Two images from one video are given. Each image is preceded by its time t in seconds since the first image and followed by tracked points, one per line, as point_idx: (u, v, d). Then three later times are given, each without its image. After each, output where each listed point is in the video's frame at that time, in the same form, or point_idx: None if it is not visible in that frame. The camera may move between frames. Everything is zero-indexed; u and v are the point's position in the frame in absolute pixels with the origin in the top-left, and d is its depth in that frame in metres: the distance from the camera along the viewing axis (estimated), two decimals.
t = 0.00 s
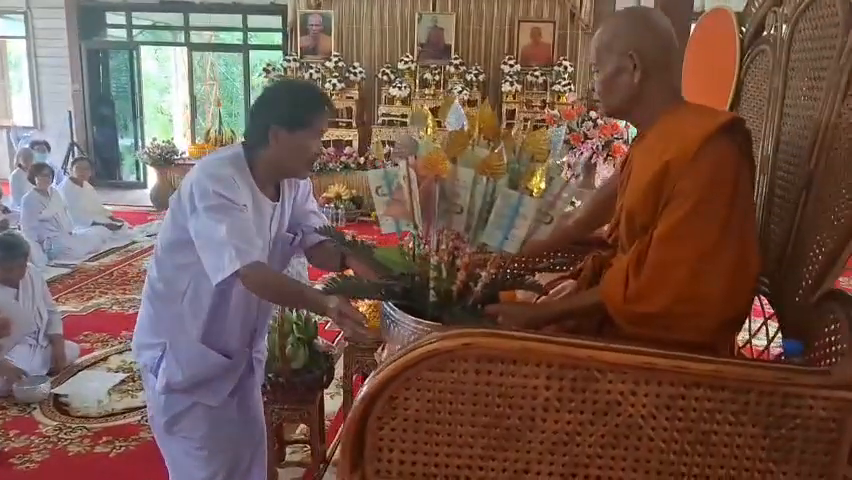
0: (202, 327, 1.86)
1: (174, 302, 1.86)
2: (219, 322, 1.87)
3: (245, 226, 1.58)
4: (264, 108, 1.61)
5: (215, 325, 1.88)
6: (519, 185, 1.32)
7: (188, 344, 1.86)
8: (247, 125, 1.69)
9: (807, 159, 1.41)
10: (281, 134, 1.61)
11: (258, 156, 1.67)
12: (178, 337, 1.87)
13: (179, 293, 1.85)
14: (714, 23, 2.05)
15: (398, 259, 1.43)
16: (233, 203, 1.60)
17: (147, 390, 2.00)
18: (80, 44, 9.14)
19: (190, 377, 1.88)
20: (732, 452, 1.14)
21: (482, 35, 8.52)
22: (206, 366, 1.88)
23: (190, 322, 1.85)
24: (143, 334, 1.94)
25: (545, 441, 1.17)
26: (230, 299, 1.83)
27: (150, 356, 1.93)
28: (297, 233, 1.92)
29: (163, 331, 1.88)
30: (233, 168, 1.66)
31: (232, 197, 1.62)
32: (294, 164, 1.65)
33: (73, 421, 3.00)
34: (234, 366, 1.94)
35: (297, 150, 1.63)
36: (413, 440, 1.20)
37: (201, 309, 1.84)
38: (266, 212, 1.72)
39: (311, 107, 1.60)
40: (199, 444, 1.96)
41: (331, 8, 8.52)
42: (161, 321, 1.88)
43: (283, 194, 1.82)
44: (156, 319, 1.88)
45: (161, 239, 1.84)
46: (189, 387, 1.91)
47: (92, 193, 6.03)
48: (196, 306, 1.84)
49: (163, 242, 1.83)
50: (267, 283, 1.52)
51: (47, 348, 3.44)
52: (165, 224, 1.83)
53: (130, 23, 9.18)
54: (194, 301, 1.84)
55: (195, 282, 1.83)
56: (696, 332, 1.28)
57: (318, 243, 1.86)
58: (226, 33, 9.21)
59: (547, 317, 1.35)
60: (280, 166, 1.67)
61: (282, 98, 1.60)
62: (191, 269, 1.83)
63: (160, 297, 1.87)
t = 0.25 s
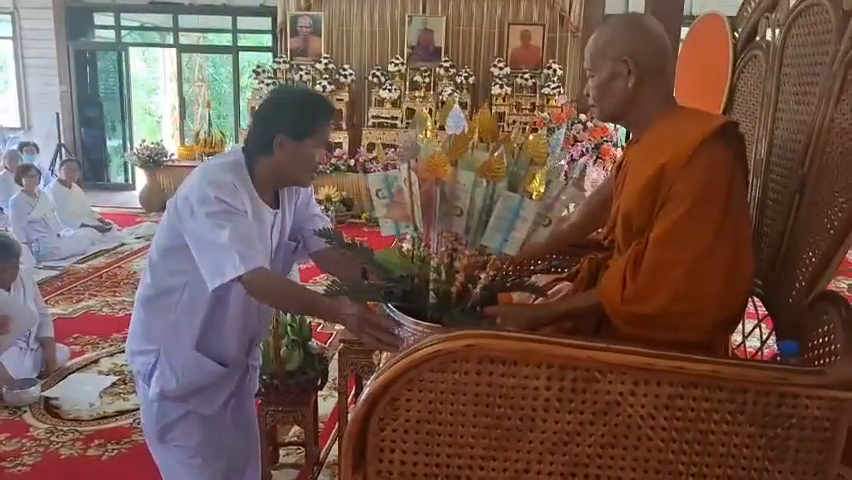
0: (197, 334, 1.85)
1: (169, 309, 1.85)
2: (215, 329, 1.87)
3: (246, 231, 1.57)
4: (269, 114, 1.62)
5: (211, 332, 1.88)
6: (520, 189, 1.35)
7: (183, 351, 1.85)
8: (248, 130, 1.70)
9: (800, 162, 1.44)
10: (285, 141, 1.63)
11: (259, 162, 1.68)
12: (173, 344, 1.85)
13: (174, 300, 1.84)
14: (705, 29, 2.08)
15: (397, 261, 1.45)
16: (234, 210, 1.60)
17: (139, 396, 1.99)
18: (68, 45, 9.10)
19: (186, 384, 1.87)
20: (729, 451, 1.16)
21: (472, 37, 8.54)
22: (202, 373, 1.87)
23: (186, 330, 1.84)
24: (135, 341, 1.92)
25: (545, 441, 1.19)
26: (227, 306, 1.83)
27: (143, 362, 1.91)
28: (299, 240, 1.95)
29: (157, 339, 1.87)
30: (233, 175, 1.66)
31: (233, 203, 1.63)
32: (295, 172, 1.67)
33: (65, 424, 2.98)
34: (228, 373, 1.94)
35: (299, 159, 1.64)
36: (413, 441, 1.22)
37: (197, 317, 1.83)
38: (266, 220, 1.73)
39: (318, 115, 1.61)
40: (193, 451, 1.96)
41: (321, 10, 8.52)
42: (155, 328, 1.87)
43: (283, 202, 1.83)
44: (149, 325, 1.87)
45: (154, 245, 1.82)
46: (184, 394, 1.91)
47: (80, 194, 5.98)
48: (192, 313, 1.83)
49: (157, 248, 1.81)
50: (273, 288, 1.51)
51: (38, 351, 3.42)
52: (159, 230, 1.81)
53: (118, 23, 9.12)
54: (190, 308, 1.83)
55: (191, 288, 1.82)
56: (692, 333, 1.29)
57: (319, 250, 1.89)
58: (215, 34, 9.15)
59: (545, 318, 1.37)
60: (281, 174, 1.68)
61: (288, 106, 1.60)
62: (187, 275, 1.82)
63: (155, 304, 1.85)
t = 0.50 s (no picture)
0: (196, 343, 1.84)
1: (167, 317, 1.83)
2: (213, 337, 1.86)
3: (246, 241, 1.57)
4: (274, 122, 1.61)
5: (209, 340, 1.87)
6: (519, 192, 1.35)
7: (181, 359, 1.84)
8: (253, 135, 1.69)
9: (796, 167, 1.44)
10: (294, 151, 1.61)
11: (262, 169, 1.68)
12: (171, 352, 1.84)
13: (173, 308, 1.82)
14: (702, 35, 2.09)
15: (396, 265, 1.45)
16: (236, 219, 1.60)
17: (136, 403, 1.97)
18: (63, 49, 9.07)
19: (184, 393, 1.86)
20: (727, 455, 1.16)
21: (468, 42, 8.56)
22: (200, 381, 1.86)
23: (184, 338, 1.83)
24: (132, 348, 1.90)
25: (544, 445, 1.19)
26: (226, 314, 1.82)
27: (140, 369, 1.89)
28: (299, 248, 1.95)
29: (155, 347, 1.85)
30: (236, 182, 1.66)
31: (235, 212, 1.62)
32: (299, 180, 1.66)
33: (60, 429, 2.97)
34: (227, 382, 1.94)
35: (304, 168, 1.64)
36: (412, 445, 1.22)
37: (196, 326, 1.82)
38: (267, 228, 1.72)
39: (325, 125, 1.59)
40: (189, 460, 1.96)
41: (318, 15, 8.53)
42: (153, 335, 1.85)
43: (284, 210, 1.82)
44: (147, 333, 1.85)
45: (152, 252, 1.80)
46: (182, 402, 1.89)
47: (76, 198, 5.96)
48: (191, 321, 1.82)
49: (155, 255, 1.79)
50: (273, 299, 1.51)
51: (33, 355, 3.41)
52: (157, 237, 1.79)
53: (114, 27, 9.10)
54: (188, 315, 1.82)
55: (190, 296, 1.81)
56: (691, 338, 1.30)
57: (320, 258, 1.89)
58: (211, 38, 9.16)
59: (542, 322, 1.37)
60: (284, 181, 1.68)
61: (294, 114, 1.59)
62: (185, 283, 1.80)
63: (152, 311, 1.84)
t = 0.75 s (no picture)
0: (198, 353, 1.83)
1: (168, 327, 1.82)
2: (215, 347, 1.86)
3: (250, 250, 1.57)
4: (291, 135, 1.59)
5: (210, 350, 1.86)
6: (518, 200, 1.34)
7: (183, 369, 1.83)
8: (262, 143, 1.66)
9: (795, 175, 1.45)
10: (315, 169, 1.63)
11: (271, 179, 1.66)
12: (173, 363, 1.83)
13: (174, 318, 1.81)
14: (700, 44, 2.10)
15: (395, 271, 1.46)
16: (241, 227, 1.60)
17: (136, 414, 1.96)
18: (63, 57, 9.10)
19: (186, 403, 1.85)
20: (726, 462, 1.16)
21: (468, 51, 8.59)
22: (201, 391, 1.85)
23: (186, 348, 1.82)
24: (131, 359, 1.89)
25: (543, 453, 1.19)
26: (229, 324, 1.82)
27: (140, 380, 1.88)
28: (301, 256, 1.95)
29: (156, 357, 1.84)
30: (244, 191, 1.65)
31: (240, 220, 1.62)
32: (308, 192, 1.68)
33: (58, 437, 2.96)
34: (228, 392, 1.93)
35: (317, 181, 1.65)
36: (412, 453, 1.21)
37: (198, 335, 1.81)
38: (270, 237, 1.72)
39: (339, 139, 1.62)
40: (189, 470, 1.95)
41: (317, 24, 8.55)
42: (153, 345, 1.84)
43: (286, 218, 1.82)
44: (148, 343, 1.84)
45: (153, 262, 1.80)
46: (184, 412, 1.88)
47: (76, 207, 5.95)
48: (192, 331, 1.81)
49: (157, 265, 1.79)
50: (274, 308, 1.50)
51: (31, 364, 3.40)
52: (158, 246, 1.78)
53: (114, 36, 9.13)
54: (190, 325, 1.81)
55: (191, 305, 1.80)
56: (691, 346, 1.30)
57: (322, 267, 1.89)
58: (211, 47, 9.18)
59: (541, 329, 1.37)
60: (292, 192, 1.68)
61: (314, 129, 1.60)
62: (187, 292, 1.80)
63: (153, 321, 1.83)
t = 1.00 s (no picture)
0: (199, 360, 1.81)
1: (169, 333, 1.81)
2: (217, 354, 1.84)
3: (254, 258, 1.56)
4: (294, 141, 1.60)
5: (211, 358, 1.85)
6: (523, 203, 1.35)
7: (184, 376, 1.81)
8: (265, 150, 1.67)
9: (796, 179, 1.45)
10: (316, 174, 1.62)
11: (274, 184, 1.66)
12: (174, 369, 1.81)
13: (175, 324, 1.80)
14: (700, 48, 2.10)
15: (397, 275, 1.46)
16: (245, 234, 1.59)
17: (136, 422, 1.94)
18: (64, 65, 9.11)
19: (187, 410, 1.83)
20: (730, 466, 1.16)
21: (468, 59, 8.61)
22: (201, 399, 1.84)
23: (188, 355, 1.81)
24: (130, 366, 1.87)
25: (546, 456, 1.18)
26: (230, 331, 1.80)
27: (140, 387, 1.87)
28: (305, 262, 1.94)
29: (157, 364, 1.82)
30: (249, 197, 1.65)
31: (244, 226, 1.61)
32: (310, 198, 1.67)
33: (56, 444, 2.95)
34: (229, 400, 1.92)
35: (319, 187, 1.65)
36: (413, 456, 1.21)
37: (200, 342, 1.79)
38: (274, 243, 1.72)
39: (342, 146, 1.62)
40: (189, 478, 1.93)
41: (318, 32, 8.58)
42: (154, 351, 1.83)
43: (290, 226, 1.81)
44: (149, 349, 1.82)
45: (154, 268, 1.78)
46: (185, 420, 1.87)
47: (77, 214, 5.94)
48: (194, 337, 1.80)
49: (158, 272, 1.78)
50: (276, 316, 1.49)
51: (29, 370, 3.39)
52: (160, 252, 1.78)
53: (115, 44, 9.16)
54: (192, 332, 1.79)
55: (192, 312, 1.79)
56: (695, 349, 1.29)
57: (326, 272, 1.88)
58: (212, 55, 9.22)
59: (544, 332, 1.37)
60: (295, 198, 1.68)
61: (319, 138, 1.60)
62: (189, 299, 1.79)
63: (153, 328, 1.81)
